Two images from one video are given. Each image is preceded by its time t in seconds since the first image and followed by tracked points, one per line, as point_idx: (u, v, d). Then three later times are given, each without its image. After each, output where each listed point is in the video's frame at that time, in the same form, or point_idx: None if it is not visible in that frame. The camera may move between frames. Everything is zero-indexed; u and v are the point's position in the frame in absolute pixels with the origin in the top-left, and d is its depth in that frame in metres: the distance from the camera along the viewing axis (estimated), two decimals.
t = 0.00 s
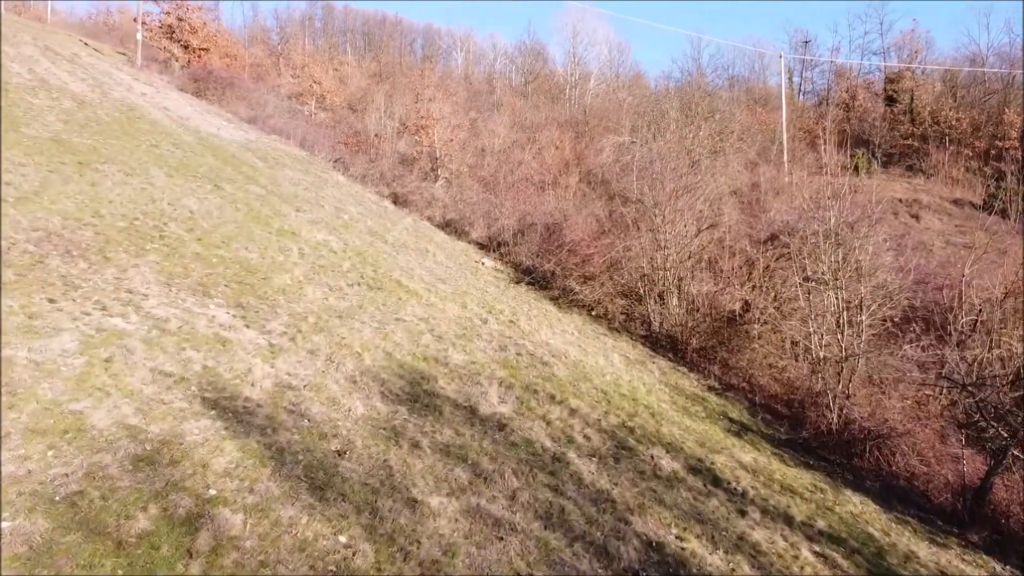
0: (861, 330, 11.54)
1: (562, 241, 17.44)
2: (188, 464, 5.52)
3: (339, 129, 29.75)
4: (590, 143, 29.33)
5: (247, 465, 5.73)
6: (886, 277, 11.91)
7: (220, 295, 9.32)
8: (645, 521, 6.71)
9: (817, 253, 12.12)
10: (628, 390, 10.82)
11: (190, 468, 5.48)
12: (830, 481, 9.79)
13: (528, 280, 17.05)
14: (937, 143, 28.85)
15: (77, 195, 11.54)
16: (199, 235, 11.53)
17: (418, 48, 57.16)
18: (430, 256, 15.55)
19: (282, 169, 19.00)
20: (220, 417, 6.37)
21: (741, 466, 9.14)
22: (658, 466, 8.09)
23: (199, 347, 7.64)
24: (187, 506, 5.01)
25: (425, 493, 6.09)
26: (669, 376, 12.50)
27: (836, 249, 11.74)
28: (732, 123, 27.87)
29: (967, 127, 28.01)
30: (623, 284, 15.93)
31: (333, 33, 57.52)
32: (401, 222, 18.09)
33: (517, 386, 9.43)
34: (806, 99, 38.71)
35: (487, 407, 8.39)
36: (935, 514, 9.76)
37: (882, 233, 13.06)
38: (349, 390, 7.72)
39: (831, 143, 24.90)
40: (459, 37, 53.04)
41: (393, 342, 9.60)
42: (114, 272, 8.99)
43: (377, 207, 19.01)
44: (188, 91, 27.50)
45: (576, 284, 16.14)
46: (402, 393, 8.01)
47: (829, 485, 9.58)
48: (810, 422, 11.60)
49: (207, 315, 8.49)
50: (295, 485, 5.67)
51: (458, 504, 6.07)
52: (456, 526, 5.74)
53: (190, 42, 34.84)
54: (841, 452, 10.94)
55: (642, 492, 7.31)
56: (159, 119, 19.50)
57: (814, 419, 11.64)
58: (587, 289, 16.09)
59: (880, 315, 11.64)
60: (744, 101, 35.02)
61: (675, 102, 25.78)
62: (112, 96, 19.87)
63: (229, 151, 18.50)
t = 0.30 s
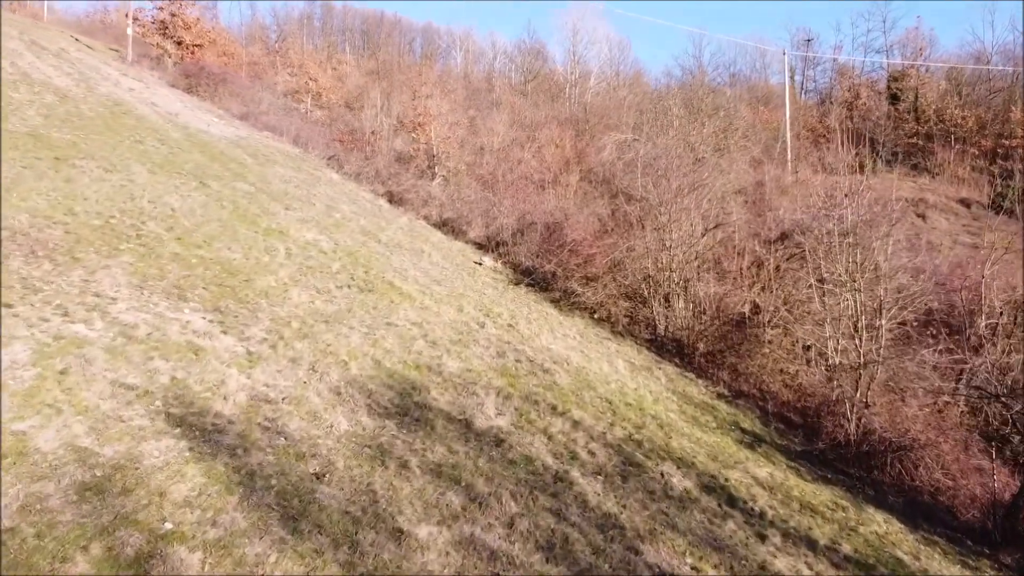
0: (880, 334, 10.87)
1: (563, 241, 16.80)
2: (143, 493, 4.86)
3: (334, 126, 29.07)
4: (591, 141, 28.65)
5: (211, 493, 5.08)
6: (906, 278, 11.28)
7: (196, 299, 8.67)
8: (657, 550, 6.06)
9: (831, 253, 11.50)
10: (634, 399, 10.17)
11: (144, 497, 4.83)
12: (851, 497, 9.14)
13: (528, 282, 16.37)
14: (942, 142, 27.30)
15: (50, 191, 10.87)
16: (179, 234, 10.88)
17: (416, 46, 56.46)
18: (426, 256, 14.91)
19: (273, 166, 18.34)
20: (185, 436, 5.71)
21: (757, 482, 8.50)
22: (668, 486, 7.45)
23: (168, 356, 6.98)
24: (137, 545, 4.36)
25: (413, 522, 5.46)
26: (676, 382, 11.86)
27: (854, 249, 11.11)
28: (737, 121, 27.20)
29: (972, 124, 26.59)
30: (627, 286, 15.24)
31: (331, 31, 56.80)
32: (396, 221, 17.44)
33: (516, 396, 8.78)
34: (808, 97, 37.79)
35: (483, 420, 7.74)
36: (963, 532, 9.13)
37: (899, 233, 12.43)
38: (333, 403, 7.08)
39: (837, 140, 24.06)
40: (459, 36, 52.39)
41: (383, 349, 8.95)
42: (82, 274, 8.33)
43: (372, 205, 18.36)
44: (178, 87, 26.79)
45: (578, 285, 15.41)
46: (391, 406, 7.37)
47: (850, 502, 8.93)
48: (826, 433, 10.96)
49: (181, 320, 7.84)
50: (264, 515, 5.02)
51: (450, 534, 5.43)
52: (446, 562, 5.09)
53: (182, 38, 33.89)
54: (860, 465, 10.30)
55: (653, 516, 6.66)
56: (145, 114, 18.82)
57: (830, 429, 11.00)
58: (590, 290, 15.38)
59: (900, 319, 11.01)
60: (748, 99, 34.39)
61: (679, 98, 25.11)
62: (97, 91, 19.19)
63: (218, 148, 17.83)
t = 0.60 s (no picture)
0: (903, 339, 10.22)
1: (564, 241, 16.15)
2: (84, 532, 4.21)
3: (330, 124, 28.45)
4: (592, 138, 28.02)
5: (164, 530, 4.42)
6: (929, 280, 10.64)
7: (169, 303, 8.01)
8: None
9: (849, 253, 10.86)
10: (641, 409, 9.52)
11: (84, 537, 4.18)
12: (876, 516, 8.48)
13: (527, 283, 15.71)
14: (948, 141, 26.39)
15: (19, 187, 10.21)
16: (156, 233, 10.22)
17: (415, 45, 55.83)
18: (421, 257, 14.26)
19: (264, 163, 17.69)
20: (141, 460, 5.06)
21: (776, 501, 7.84)
22: (682, 509, 6.80)
23: (130, 367, 6.32)
24: None
25: (399, 559, 4.80)
26: (685, 390, 11.21)
27: (874, 249, 10.47)
28: (741, 118, 26.58)
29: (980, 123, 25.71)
30: (631, 288, 14.59)
31: (329, 29, 56.20)
32: (390, 220, 16.78)
33: (515, 408, 8.13)
34: (812, 96, 36.07)
35: (479, 436, 7.08)
36: (997, 553, 8.44)
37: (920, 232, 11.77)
38: (314, 420, 6.42)
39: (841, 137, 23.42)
40: (457, 35, 51.73)
41: (372, 357, 8.29)
42: (44, 277, 7.67)
43: (366, 203, 17.73)
44: (170, 83, 26.14)
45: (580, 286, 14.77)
46: (377, 421, 6.71)
47: (875, 521, 8.27)
48: (845, 444, 10.30)
49: (150, 327, 7.18)
50: (225, 555, 4.37)
51: (440, 573, 4.78)
52: None
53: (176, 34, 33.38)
54: (882, 479, 9.64)
55: (666, 545, 6.00)
56: (132, 109, 18.17)
57: (850, 441, 10.34)
58: (592, 292, 14.71)
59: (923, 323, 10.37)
60: (751, 97, 33.74)
61: (682, 94, 24.45)
62: (82, 85, 18.53)
63: (206, 145, 17.19)
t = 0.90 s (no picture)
0: (927, 345, 9.55)
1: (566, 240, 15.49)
2: None
3: (325, 121, 27.80)
4: (593, 136, 27.35)
5: None
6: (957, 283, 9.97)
7: (138, 308, 7.36)
8: None
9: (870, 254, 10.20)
10: (650, 421, 8.86)
11: None
12: (905, 539, 7.81)
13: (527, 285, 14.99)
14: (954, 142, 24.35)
15: None
16: (131, 232, 9.56)
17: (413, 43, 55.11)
18: (416, 257, 13.59)
19: (254, 160, 17.04)
20: (84, 492, 4.41)
21: (799, 524, 7.18)
22: (698, 537, 6.13)
23: (85, 380, 5.67)
24: None
25: None
26: (694, 399, 10.55)
27: (898, 249, 9.81)
28: (746, 115, 25.92)
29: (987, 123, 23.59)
30: (636, 289, 13.89)
31: (326, 27, 55.55)
32: (385, 219, 16.12)
33: (514, 422, 7.47)
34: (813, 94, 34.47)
35: (475, 455, 6.43)
36: None
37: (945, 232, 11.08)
38: (290, 439, 5.77)
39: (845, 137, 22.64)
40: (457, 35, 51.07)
41: (358, 367, 7.63)
42: None
43: (359, 202, 17.08)
44: (160, 78, 25.47)
45: (582, 288, 14.02)
46: (362, 440, 6.05)
47: (904, 545, 7.61)
48: (866, 458, 9.62)
49: (113, 334, 6.52)
50: None
51: None
52: None
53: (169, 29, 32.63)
54: (908, 497, 8.96)
55: None
56: (117, 104, 17.51)
57: (871, 454, 9.66)
58: (595, 295, 13.96)
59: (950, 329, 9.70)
60: (755, 95, 33.05)
61: (686, 91, 23.77)
62: (65, 79, 17.87)
63: (193, 141, 16.53)
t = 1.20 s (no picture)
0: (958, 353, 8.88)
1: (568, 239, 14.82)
2: None
3: (319, 118, 27.13)
4: (594, 133, 26.69)
5: None
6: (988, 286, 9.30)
7: (101, 313, 6.70)
8: None
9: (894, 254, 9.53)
10: (660, 435, 8.20)
11: None
12: (940, 566, 7.15)
13: (527, 287, 14.35)
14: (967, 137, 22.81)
15: None
16: (102, 231, 8.90)
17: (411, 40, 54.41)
18: (410, 258, 12.95)
19: (243, 157, 16.38)
20: (9, 534, 3.75)
21: (827, 551, 6.52)
22: (719, 571, 5.48)
23: (28, 397, 5.00)
24: None
25: None
26: (705, 409, 9.89)
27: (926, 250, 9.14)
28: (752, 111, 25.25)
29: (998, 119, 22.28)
30: (642, 291, 13.21)
31: (323, 25, 54.86)
32: (379, 218, 15.47)
33: (513, 439, 6.81)
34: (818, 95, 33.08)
35: (469, 479, 5.77)
36: None
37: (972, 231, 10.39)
38: (260, 464, 5.12)
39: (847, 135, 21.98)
40: (456, 33, 50.45)
41: (343, 378, 6.98)
42: None
43: (353, 200, 16.43)
44: (149, 74, 24.78)
45: (585, 289, 13.30)
46: (342, 463, 5.40)
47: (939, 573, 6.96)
48: (892, 473, 8.96)
49: (67, 344, 5.86)
50: None
51: None
52: None
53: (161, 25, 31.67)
54: (938, 517, 8.31)
55: None
56: (100, 98, 16.83)
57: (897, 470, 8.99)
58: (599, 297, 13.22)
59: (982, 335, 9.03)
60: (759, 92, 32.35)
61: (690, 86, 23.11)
62: (48, 72, 17.19)
63: (179, 136, 15.87)
